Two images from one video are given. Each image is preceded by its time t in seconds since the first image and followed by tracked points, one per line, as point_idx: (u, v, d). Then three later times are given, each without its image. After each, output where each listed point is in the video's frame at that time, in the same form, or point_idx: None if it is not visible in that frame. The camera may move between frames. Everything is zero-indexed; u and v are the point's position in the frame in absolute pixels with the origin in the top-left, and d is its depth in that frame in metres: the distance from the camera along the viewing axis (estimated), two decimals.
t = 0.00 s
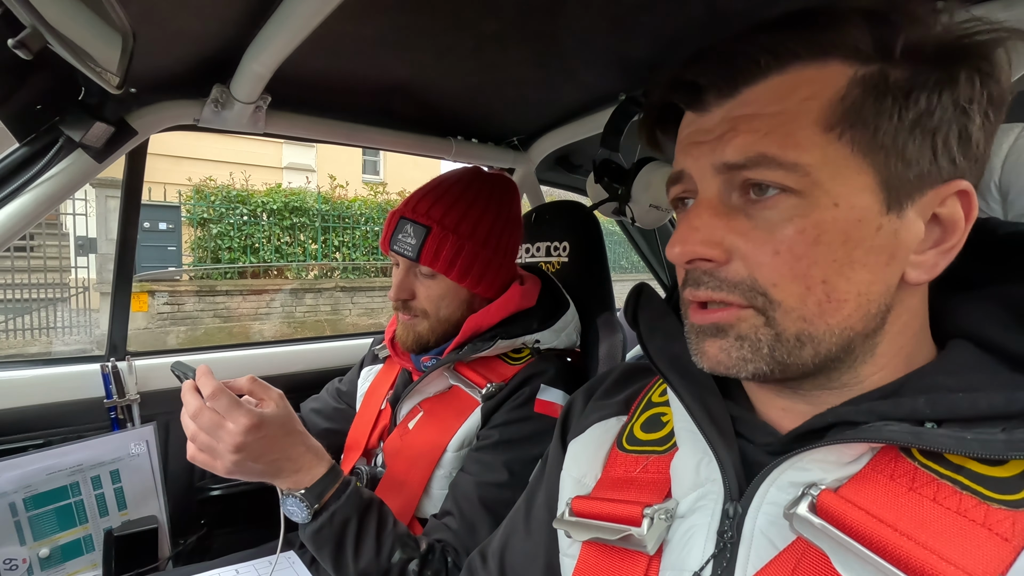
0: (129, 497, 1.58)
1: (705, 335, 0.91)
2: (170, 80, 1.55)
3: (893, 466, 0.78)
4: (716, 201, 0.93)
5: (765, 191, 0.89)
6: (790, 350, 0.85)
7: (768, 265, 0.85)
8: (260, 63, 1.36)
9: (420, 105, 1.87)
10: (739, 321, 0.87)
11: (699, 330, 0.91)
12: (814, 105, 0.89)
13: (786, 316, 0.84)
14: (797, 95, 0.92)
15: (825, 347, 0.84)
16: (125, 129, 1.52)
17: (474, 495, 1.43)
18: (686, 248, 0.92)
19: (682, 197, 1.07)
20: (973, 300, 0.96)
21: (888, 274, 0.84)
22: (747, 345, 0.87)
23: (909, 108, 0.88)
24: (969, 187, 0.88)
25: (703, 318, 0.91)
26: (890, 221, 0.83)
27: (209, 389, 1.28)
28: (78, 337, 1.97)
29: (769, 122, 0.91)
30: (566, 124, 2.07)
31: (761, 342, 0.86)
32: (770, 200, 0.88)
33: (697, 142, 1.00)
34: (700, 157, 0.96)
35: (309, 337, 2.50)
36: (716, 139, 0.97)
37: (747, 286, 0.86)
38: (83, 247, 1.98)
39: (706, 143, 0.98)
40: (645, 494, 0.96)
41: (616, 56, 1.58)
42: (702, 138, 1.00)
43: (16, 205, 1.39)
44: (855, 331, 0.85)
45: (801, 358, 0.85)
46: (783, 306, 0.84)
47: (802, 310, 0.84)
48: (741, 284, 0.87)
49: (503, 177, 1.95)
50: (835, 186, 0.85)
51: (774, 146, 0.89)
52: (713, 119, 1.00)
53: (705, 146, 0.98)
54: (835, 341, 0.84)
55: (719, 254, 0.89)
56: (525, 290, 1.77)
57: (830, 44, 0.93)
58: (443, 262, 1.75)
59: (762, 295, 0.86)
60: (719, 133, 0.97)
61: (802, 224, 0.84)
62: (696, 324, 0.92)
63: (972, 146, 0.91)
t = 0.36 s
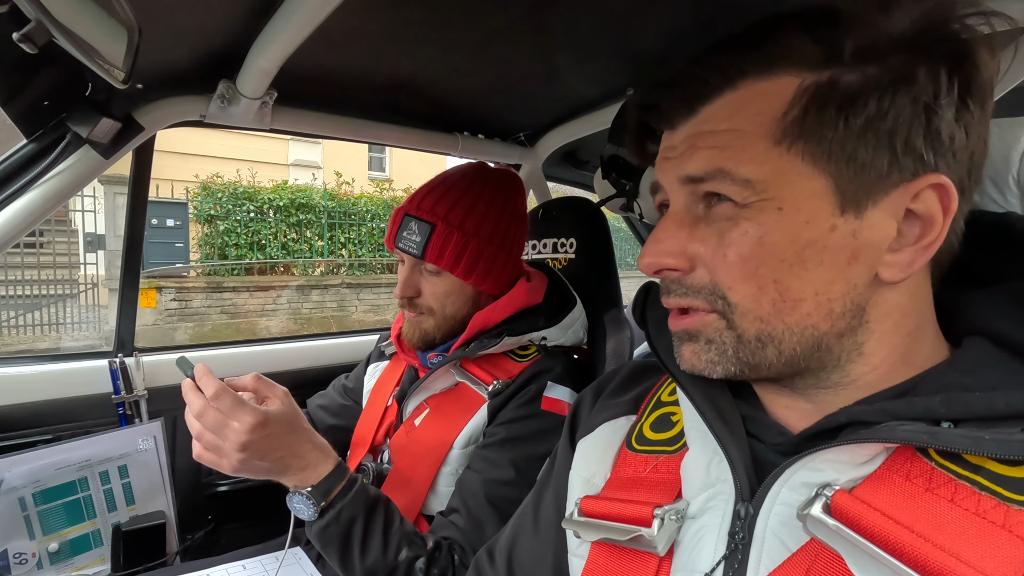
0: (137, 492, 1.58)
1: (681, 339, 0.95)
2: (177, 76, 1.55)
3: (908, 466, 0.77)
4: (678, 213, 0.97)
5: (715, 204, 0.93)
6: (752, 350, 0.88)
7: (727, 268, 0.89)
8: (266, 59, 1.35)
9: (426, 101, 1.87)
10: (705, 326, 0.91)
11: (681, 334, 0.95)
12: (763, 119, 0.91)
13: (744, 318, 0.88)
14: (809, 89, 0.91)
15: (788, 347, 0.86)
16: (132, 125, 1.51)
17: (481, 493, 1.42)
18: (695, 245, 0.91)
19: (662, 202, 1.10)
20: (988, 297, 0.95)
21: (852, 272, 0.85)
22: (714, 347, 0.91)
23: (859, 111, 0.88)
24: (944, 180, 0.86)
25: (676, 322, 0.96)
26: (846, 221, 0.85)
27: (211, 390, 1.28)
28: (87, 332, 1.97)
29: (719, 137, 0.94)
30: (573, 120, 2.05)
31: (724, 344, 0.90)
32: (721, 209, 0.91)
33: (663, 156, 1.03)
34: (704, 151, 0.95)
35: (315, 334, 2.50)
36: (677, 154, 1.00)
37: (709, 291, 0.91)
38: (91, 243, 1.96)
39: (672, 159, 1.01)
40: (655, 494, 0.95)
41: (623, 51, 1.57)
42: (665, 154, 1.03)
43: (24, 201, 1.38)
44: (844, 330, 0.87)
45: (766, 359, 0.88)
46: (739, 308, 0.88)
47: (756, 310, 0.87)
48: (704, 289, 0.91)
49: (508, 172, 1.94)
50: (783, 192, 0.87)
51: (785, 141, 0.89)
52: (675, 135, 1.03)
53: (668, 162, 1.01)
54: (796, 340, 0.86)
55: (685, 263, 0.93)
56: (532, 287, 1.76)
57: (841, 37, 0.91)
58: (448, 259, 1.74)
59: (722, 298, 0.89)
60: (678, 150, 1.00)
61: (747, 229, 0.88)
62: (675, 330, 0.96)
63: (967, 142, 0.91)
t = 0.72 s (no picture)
0: (146, 486, 1.59)
1: (688, 342, 0.94)
2: (184, 72, 1.54)
3: (921, 465, 0.76)
4: (671, 220, 0.95)
5: (710, 208, 0.91)
6: (756, 353, 0.88)
7: (723, 275, 0.89)
8: (272, 54, 1.35)
9: (432, 96, 1.86)
10: (714, 328, 0.90)
11: (691, 335, 0.94)
12: (747, 126, 0.91)
13: (747, 320, 0.87)
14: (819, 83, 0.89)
15: (788, 350, 0.86)
16: (139, 121, 1.52)
17: (487, 489, 1.42)
18: (703, 242, 0.91)
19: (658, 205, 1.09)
20: (1000, 294, 0.94)
21: (848, 276, 0.84)
22: (722, 350, 0.90)
23: (844, 114, 0.87)
24: (942, 178, 0.85)
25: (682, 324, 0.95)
26: (839, 224, 0.84)
27: (222, 385, 1.28)
28: (96, 328, 2.00)
29: (706, 146, 0.93)
30: (580, 115, 2.04)
31: (733, 346, 0.89)
32: (714, 216, 0.90)
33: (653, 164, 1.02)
34: (697, 156, 0.93)
35: (322, 329, 2.50)
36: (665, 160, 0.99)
37: (711, 295, 0.90)
38: (100, 239, 1.95)
39: (663, 166, 0.99)
40: (662, 492, 0.95)
41: (630, 45, 1.56)
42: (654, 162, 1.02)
43: (33, 197, 1.39)
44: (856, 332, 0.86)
45: (768, 362, 0.87)
46: (741, 311, 0.88)
47: (758, 313, 0.86)
48: (705, 293, 0.91)
49: (515, 168, 1.93)
50: (772, 201, 0.87)
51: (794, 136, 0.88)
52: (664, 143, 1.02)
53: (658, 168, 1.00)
54: (796, 344, 0.86)
55: (682, 269, 0.92)
56: (538, 283, 1.75)
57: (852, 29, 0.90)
58: (454, 255, 1.73)
59: (724, 302, 0.89)
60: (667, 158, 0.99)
61: (740, 236, 0.87)
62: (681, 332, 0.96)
63: (976, 136, 0.90)
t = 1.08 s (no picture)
0: (153, 482, 1.59)
1: (702, 334, 0.92)
2: (190, 69, 1.54)
3: (930, 465, 0.76)
4: (692, 207, 0.94)
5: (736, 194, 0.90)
6: (776, 344, 0.86)
7: (749, 263, 0.86)
8: (277, 51, 1.34)
9: (438, 92, 1.85)
10: (731, 318, 0.89)
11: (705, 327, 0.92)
12: (779, 110, 0.89)
13: (770, 311, 0.85)
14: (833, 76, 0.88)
15: (810, 342, 0.85)
16: (145, 117, 1.51)
17: (492, 486, 1.42)
18: (727, 230, 0.89)
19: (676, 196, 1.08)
20: (1012, 293, 0.93)
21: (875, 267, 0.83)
22: (739, 341, 0.88)
23: (880, 100, 0.86)
24: (970, 170, 0.84)
25: (699, 314, 0.93)
26: (870, 215, 0.83)
27: (230, 381, 1.28)
28: (103, 324, 1.98)
29: (733, 129, 0.92)
30: (584, 112, 2.03)
31: (750, 337, 0.87)
32: (740, 203, 0.89)
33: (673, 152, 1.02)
34: (718, 143, 0.92)
35: (327, 326, 2.51)
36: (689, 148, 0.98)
37: (734, 282, 0.88)
38: (107, 236, 1.98)
39: (684, 152, 0.99)
40: (667, 490, 0.95)
41: (637, 40, 1.55)
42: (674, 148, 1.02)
43: (40, 193, 1.39)
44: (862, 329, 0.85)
45: (787, 354, 0.86)
46: (764, 301, 0.86)
47: (782, 303, 0.85)
48: (727, 282, 0.89)
49: (520, 164, 1.93)
50: (804, 186, 0.85)
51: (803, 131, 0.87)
52: (686, 128, 1.01)
53: (679, 156, 0.99)
54: (818, 337, 0.84)
55: (702, 257, 0.91)
56: (543, 280, 1.75)
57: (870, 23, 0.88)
58: (460, 252, 1.73)
59: (748, 290, 0.87)
60: (690, 143, 0.98)
61: (769, 224, 0.85)
62: (696, 323, 0.93)
63: (986, 131, 0.89)
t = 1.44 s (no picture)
0: (157, 478, 1.60)
1: (793, 342, 0.83)
2: (193, 65, 1.54)
3: (941, 465, 0.75)
4: (773, 195, 0.88)
5: (834, 170, 0.85)
6: (894, 334, 0.79)
7: (860, 241, 0.80)
8: (281, 47, 1.34)
9: (442, 89, 1.85)
10: (837, 316, 0.80)
11: (816, 330, 0.82)
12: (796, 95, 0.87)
13: (887, 296, 0.78)
14: (845, 70, 0.87)
15: (926, 322, 0.79)
16: (148, 114, 1.52)
17: (495, 484, 1.41)
18: (825, 212, 0.83)
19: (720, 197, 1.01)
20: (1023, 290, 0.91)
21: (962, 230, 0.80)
22: (851, 340, 0.80)
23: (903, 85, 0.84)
24: (1000, 141, 0.87)
25: (795, 321, 0.83)
26: (955, 181, 0.80)
27: (232, 378, 1.29)
28: (109, 321, 1.99)
29: (822, 98, 0.87)
30: (589, 108, 2.03)
31: (865, 332, 0.80)
32: (839, 178, 0.84)
33: (732, 135, 0.97)
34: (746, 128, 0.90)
35: (331, 323, 2.51)
36: (760, 128, 0.93)
37: (840, 268, 0.80)
38: (113, 233, 1.97)
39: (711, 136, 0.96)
40: (672, 489, 0.94)
41: (642, 36, 1.54)
42: (731, 135, 0.97)
43: (44, 190, 1.38)
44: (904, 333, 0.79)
45: (905, 341, 0.79)
46: (881, 285, 0.78)
47: (901, 285, 0.78)
48: (830, 269, 0.81)
49: (524, 161, 1.92)
50: (904, 150, 0.81)
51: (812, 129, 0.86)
52: (746, 109, 0.95)
53: (747, 138, 0.94)
54: (935, 314, 0.79)
55: (800, 246, 0.83)
56: (547, 278, 1.74)
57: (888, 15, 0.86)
58: (463, 249, 1.72)
59: (860, 276, 0.79)
60: (755, 125, 0.93)
61: (878, 193, 0.80)
62: (781, 331, 0.84)
63: (997, 126, 0.87)
